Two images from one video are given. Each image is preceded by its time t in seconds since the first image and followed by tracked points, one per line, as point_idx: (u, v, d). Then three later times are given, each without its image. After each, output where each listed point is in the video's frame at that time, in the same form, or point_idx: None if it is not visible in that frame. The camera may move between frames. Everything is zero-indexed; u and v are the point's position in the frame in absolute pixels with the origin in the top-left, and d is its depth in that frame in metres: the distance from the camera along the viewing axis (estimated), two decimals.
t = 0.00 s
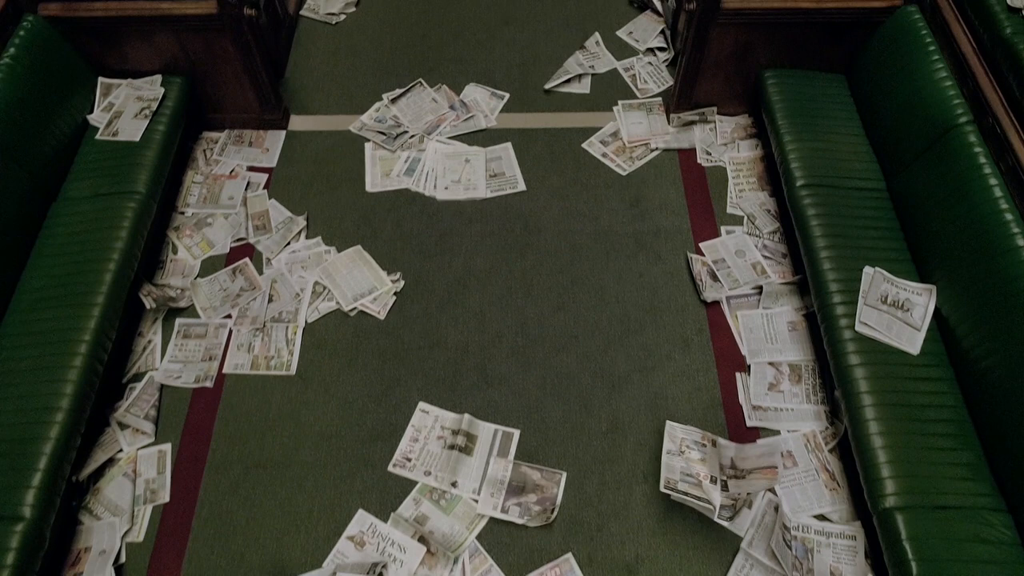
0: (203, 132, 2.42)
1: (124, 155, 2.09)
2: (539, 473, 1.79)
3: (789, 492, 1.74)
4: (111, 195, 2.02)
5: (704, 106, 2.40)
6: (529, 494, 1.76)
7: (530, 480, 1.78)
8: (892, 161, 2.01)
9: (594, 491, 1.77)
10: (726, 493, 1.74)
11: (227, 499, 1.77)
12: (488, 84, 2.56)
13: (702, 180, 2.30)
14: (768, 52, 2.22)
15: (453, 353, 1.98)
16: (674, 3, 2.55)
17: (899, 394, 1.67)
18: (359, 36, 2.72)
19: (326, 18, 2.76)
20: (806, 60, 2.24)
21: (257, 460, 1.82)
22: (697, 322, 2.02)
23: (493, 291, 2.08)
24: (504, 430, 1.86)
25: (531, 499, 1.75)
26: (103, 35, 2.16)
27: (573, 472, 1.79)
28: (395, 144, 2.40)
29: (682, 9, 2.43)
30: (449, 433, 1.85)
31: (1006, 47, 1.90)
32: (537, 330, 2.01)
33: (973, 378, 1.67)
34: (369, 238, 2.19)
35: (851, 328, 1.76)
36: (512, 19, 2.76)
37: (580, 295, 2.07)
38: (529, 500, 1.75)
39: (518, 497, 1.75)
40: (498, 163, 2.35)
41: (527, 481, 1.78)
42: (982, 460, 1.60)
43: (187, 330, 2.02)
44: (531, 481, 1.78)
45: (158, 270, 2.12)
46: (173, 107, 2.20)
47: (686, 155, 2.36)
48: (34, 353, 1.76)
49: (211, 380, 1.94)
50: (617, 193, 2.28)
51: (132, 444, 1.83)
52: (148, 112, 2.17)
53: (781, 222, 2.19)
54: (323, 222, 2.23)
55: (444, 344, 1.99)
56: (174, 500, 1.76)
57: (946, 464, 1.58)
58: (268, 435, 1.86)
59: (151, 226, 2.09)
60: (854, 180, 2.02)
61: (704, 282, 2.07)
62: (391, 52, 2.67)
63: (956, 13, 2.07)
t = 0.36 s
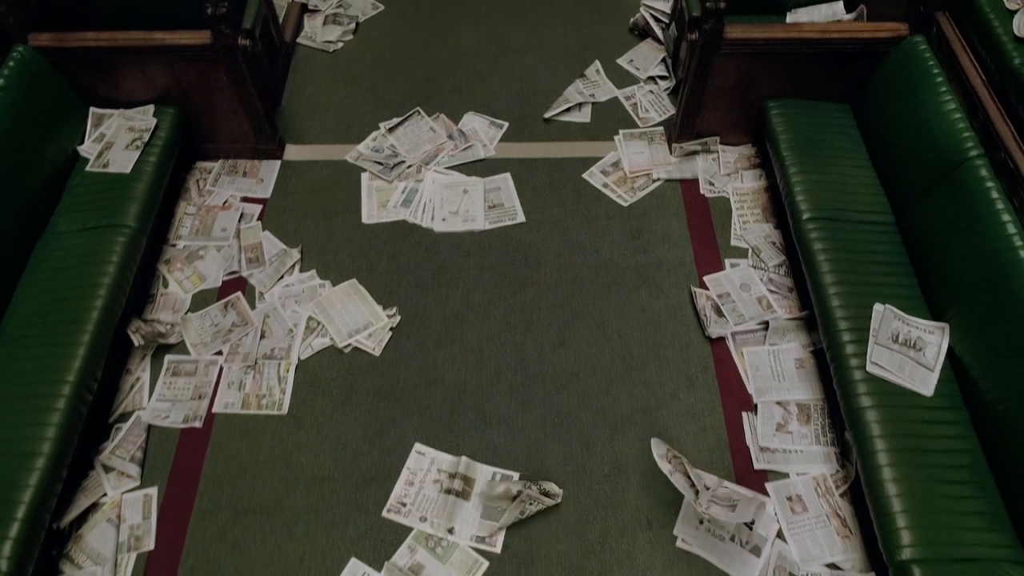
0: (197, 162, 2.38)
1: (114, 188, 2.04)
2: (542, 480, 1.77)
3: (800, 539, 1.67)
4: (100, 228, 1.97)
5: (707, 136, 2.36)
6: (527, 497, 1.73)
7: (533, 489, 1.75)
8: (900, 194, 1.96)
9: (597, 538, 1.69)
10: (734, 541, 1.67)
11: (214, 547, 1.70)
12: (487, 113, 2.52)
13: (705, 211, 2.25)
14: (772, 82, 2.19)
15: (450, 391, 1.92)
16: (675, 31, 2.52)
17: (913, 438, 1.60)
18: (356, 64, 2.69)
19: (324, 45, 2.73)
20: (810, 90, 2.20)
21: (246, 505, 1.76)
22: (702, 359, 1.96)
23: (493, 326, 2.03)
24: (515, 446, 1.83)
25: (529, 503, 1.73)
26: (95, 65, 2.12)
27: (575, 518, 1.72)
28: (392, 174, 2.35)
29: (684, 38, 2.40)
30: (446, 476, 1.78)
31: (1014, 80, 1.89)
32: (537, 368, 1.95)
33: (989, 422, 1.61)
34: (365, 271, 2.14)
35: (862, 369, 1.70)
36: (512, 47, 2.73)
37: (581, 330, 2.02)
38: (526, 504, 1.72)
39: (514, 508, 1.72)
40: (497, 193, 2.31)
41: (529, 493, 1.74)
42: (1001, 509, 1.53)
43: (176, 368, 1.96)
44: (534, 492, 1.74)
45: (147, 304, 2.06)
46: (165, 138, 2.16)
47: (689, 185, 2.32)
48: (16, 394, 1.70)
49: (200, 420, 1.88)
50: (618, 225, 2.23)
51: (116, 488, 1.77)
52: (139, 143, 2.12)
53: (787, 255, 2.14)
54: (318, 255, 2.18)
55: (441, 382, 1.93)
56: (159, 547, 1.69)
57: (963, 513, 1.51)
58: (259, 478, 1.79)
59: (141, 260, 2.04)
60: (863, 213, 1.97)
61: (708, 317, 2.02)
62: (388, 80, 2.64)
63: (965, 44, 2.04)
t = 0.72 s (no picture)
0: (189, 192, 2.33)
1: (103, 221, 1.99)
2: (539, 465, 1.78)
3: None
4: (87, 263, 1.91)
5: (709, 166, 2.31)
6: (521, 483, 1.74)
7: (527, 474, 1.76)
8: (910, 228, 1.91)
9: None
10: None
11: None
12: (486, 142, 2.48)
13: (709, 244, 2.20)
14: (776, 112, 2.14)
15: (447, 432, 1.85)
16: (677, 60, 2.48)
17: (930, 486, 1.53)
18: (354, 92, 2.65)
19: (320, 73, 2.69)
20: (815, 120, 2.16)
21: (233, 553, 1.68)
22: (707, 398, 1.90)
23: (491, 363, 1.97)
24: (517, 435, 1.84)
25: (521, 488, 1.73)
26: (85, 95, 2.08)
27: (576, 566, 1.65)
28: (389, 205, 2.30)
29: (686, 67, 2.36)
30: (442, 523, 1.71)
31: (1023, 110, 1.88)
32: (537, 405, 1.89)
33: (1008, 470, 1.54)
34: (360, 306, 2.08)
35: (875, 412, 1.64)
36: (511, 75, 2.70)
37: (583, 368, 1.95)
38: (517, 486, 1.73)
39: (504, 490, 1.73)
40: (495, 225, 2.25)
41: (523, 479, 1.75)
42: None
43: (163, 407, 1.89)
44: (529, 480, 1.75)
45: (135, 340, 2.00)
46: (156, 170, 2.11)
47: (692, 216, 2.27)
48: None
49: (187, 462, 1.81)
50: (620, 258, 2.17)
51: (98, 535, 1.69)
52: (130, 175, 2.08)
53: (793, 289, 2.08)
54: (312, 289, 2.12)
55: (437, 422, 1.87)
56: None
57: (984, 566, 1.44)
58: (247, 524, 1.72)
59: (130, 295, 1.98)
60: (872, 248, 1.92)
61: (714, 354, 1.96)
62: (385, 108, 2.59)
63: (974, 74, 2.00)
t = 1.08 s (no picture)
0: (181, 222, 2.28)
1: (90, 255, 1.93)
2: (547, 467, 1.78)
3: None
4: (73, 298, 1.85)
5: (713, 196, 2.26)
6: (522, 475, 1.75)
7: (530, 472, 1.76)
8: (922, 264, 1.86)
9: None
10: None
11: None
12: (484, 171, 2.43)
13: (714, 276, 2.14)
14: (782, 143, 2.09)
15: (444, 475, 1.78)
16: (679, 87, 2.44)
17: (949, 537, 1.46)
18: (350, 119, 2.60)
19: (317, 100, 2.65)
20: (822, 150, 2.11)
21: None
22: (714, 438, 1.83)
23: (490, 402, 1.90)
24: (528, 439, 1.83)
25: (521, 480, 1.74)
26: (73, 125, 2.03)
27: None
28: (385, 236, 2.25)
29: (688, 95, 2.32)
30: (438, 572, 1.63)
31: None
32: (537, 446, 1.81)
33: None
34: (355, 342, 2.02)
35: (890, 457, 1.57)
36: (511, 103, 2.66)
37: (584, 407, 1.89)
38: (517, 478, 1.75)
39: (504, 478, 1.75)
40: (494, 257, 2.20)
41: (525, 472, 1.76)
42: None
43: (148, 448, 1.82)
44: (531, 474, 1.76)
45: (122, 378, 1.93)
46: (146, 201, 2.06)
47: (696, 247, 2.21)
48: None
49: (172, 507, 1.73)
50: (623, 291, 2.11)
51: None
52: (118, 207, 2.02)
53: (801, 323, 2.01)
54: (305, 323, 2.06)
55: (434, 465, 1.80)
56: None
57: None
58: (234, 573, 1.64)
59: (116, 331, 1.92)
60: (883, 284, 1.86)
61: (720, 392, 1.89)
62: (383, 137, 2.55)
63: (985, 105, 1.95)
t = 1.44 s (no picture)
0: (171, 253, 2.22)
1: (75, 290, 1.87)
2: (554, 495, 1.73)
3: None
4: (56, 335, 1.78)
5: (718, 227, 2.20)
6: (535, 493, 1.72)
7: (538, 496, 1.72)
8: (935, 300, 1.79)
9: None
10: None
11: None
12: (483, 200, 2.38)
13: (719, 309, 2.08)
14: (788, 173, 2.04)
15: (439, 520, 1.70)
16: (681, 115, 2.39)
17: None
18: (346, 147, 2.55)
19: (312, 127, 2.60)
20: (829, 181, 2.06)
21: None
22: (721, 481, 1.76)
23: (488, 442, 1.83)
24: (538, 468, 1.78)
25: (532, 497, 1.71)
26: (60, 155, 1.97)
27: None
28: (380, 267, 2.18)
29: (691, 123, 2.27)
30: None
31: None
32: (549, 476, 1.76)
33: None
34: (349, 378, 1.95)
35: (907, 506, 1.49)
36: (510, 130, 2.61)
37: (586, 447, 1.81)
38: (527, 494, 1.72)
39: (515, 490, 1.72)
40: (493, 289, 2.13)
41: (538, 492, 1.72)
42: None
43: (131, 491, 1.75)
44: (544, 497, 1.72)
45: (106, 416, 1.87)
46: (135, 233, 2.00)
47: (700, 280, 2.15)
48: None
49: (155, 555, 1.65)
50: (625, 325, 2.05)
51: None
52: (106, 239, 1.96)
53: (810, 359, 1.95)
54: (297, 359, 2.00)
55: (430, 509, 1.72)
56: None
57: None
58: None
59: (101, 368, 1.85)
60: (894, 320, 1.80)
61: (727, 433, 1.82)
62: (380, 164, 2.50)
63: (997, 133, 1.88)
